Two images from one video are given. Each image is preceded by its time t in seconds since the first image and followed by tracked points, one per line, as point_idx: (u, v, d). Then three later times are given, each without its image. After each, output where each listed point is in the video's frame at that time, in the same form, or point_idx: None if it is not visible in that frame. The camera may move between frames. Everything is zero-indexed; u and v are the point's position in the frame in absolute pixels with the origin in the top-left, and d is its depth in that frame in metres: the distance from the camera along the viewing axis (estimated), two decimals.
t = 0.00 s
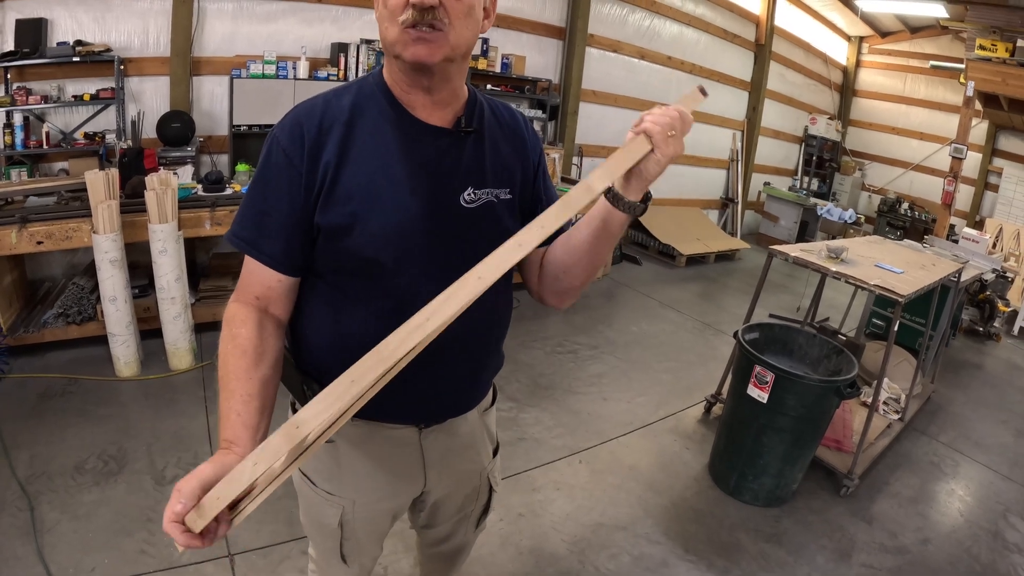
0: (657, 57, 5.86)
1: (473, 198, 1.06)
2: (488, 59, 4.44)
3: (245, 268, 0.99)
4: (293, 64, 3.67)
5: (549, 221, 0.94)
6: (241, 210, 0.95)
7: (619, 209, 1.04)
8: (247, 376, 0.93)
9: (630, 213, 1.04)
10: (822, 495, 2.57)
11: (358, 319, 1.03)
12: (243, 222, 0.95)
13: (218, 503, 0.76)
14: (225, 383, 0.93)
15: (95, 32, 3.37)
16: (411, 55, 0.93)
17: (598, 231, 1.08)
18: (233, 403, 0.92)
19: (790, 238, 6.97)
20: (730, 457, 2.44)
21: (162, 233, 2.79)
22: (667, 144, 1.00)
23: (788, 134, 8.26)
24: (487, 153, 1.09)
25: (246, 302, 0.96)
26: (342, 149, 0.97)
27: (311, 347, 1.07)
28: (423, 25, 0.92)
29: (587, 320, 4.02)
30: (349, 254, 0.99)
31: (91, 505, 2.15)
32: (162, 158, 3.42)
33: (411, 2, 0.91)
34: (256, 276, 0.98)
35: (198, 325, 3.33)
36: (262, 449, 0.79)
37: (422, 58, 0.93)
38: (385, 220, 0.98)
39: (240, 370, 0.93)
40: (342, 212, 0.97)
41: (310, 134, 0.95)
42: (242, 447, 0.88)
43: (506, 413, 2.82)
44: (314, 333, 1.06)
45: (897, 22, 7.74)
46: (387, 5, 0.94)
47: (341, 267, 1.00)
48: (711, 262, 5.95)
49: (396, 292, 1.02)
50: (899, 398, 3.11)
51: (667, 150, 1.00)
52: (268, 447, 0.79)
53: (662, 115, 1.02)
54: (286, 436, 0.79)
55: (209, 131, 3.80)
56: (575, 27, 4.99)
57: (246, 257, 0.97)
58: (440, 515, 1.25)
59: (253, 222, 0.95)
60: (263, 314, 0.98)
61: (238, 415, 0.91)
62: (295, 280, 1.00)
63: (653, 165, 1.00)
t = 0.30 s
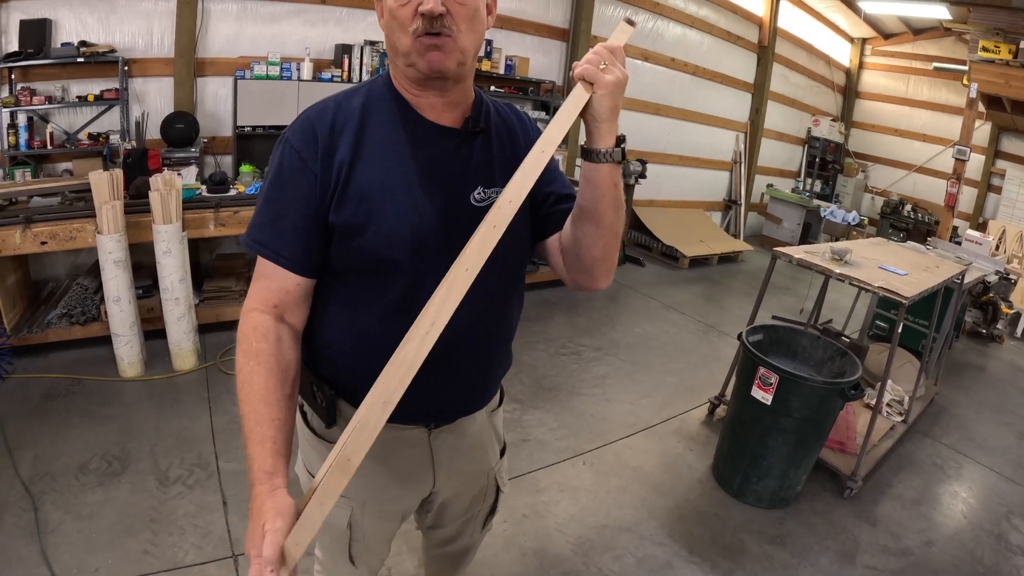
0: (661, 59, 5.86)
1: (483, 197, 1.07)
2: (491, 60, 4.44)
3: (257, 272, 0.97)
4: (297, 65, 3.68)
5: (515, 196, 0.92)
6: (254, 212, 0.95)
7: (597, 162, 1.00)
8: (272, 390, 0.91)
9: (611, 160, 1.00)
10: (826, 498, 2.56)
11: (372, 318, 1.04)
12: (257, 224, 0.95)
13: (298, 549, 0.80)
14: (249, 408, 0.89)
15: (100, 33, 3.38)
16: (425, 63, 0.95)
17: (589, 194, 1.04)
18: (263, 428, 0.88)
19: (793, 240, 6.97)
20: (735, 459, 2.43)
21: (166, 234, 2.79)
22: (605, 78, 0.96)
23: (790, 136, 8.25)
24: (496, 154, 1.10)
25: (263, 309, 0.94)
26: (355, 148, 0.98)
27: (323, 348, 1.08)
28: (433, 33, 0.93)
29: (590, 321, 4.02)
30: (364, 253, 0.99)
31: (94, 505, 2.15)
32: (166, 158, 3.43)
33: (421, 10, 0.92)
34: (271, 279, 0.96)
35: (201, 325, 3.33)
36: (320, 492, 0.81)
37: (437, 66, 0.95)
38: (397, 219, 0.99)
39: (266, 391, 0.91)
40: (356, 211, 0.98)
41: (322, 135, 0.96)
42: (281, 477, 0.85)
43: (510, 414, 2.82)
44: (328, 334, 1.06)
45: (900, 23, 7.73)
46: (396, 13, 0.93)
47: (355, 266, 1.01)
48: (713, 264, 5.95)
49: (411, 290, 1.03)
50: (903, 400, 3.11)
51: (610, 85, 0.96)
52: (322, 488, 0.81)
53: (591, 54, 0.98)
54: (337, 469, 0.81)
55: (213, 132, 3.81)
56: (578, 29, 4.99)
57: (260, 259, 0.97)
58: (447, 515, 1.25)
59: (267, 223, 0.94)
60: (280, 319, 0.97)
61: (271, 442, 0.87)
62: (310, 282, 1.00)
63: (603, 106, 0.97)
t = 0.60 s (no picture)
0: (664, 61, 5.87)
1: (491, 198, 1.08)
2: (495, 62, 4.44)
3: (267, 278, 0.98)
4: (302, 67, 3.71)
5: (511, 198, 0.83)
6: (263, 218, 0.96)
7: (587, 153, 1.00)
8: (287, 396, 0.93)
9: (598, 149, 1.00)
10: (829, 499, 2.56)
11: (381, 321, 1.05)
12: (267, 230, 0.95)
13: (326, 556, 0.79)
14: (266, 417, 0.91)
15: (104, 34, 3.39)
16: (428, 63, 0.95)
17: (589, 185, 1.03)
18: (279, 438, 0.90)
19: (796, 242, 6.97)
20: (738, 461, 2.43)
21: (171, 235, 2.80)
22: (583, 71, 0.93)
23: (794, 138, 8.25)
24: (502, 155, 1.11)
25: (275, 316, 0.95)
26: (363, 153, 0.99)
27: (333, 350, 1.09)
28: (435, 34, 0.93)
29: (594, 323, 4.02)
30: (374, 256, 1.00)
31: (99, 506, 2.16)
32: (171, 160, 3.44)
33: (422, 13, 0.92)
34: (282, 285, 0.97)
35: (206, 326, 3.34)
36: (345, 501, 0.76)
37: (438, 65, 0.95)
38: (407, 222, 1.00)
39: (282, 401, 0.92)
40: (365, 215, 0.98)
41: (330, 140, 0.97)
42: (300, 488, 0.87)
43: (514, 415, 2.83)
44: (338, 337, 1.07)
45: (903, 25, 7.73)
46: (398, 17, 0.95)
47: (365, 270, 1.02)
48: (717, 266, 5.96)
49: (421, 292, 1.04)
50: (906, 402, 3.11)
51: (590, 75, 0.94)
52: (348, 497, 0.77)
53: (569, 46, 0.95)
54: (359, 480, 0.76)
55: (218, 133, 3.82)
56: (582, 31, 5.00)
57: (271, 265, 0.97)
58: (455, 514, 1.26)
59: (275, 228, 0.95)
60: (292, 326, 0.98)
61: (288, 452, 0.89)
62: (321, 286, 1.01)
63: (583, 98, 0.95)
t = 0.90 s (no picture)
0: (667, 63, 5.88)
1: (495, 202, 1.08)
2: (499, 65, 4.44)
3: (272, 282, 1.01)
4: (306, 69, 3.72)
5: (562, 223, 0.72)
6: (265, 224, 0.98)
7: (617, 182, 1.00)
8: (287, 396, 0.97)
9: (630, 183, 0.99)
10: (833, 502, 2.56)
11: (383, 325, 1.06)
12: (269, 235, 0.98)
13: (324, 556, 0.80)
14: (267, 413, 0.96)
15: (109, 37, 3.41)
16: (429, 68, 0.95)
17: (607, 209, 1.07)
18: (279, 429, 0.95)
19: (799, 244, 6.97)
20: (742, 463, 2.44)
21: (177, 237, 2.81)
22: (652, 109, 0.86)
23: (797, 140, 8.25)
24: (506, 159, 1.11)
25: (275, 318, 0.99)
26: (364, 158, 0.99)
27: (336, 353, 1.10)
28: (437, 37, 0.94)
29: (597, 325, 4.03)
30: (377, 261, 1.01)
31: (105, 507, 2.16)
32: (175, 162, 3.45)
33: (425, 16, 0.93)
34: (284, 289, 1.00)
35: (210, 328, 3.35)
36: (362, 496, 0.76)
37: (440, 70, 0.95)
38: (408, 227, 1.01)
39: (282, 398, 0.96)
40: (366, 220, 0.99)
41: (332, 146, 0.98)
42: (298, 476, 0.92)
43: (519, 418, 2.83)
44: (340, 339, 1.09)
45: (906, 26, 7.73)
46: (401, 21, 0.96)
47: (368, 275, 1.03)
48: (721, 268, 5.96)
49: (426, 297, 1.05)
50: (910, 405, 3.11)
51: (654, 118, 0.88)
52: (366, 496, 0.76)
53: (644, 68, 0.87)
54: (378, 481, 0.74)
55: (223, 136, 3.82)
56: (585, 33, 5.01)
57: (273, 269, 1.00)
58: (460, 515, 1.26)
59: (278, 234, 0.97)
60: (295, 327, 1.02)
61: (288, 443, 0.94)
62: (323, 290, 1.03)
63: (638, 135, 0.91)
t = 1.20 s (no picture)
0: (669, 65, 5.88)
1: (495, 205, 1.09)
2: (501, 66, 4.44)
3: (270, 280, 1.02)
4: (308, 72, 3.73)
5: (569, 242, 0.87)
6: (265, 223, 0.99)
7: (624, 208, 1.07)
8: (275, 391, 0.99)
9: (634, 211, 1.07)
10: (834, 503, 2.56)
11: (381, 325, 1.07)
12: (268, 234, 0.99)
13: (290, 563, 0.90)
14: (254, 405, 0.98)
15: (112, 39, 3.42)
16: (425, 68, 0.96)
17: (605, 228, 1.12)
18: (262, 423, 0.97)
19: (801, 246, 6.96)
20: (743, 464, 2.44)
21: (178, 239, 2.81)
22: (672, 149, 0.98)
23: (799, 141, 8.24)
24: (505, 161, 1.12)
25: (268, 314, 1.01)
26: (364, 159, 1.00)
27: (333, 351, 1.11)
28: (433, 39, 0.94)
29: (599, 327, 4.03)
30: (376, 262, 1.02)
31: (106, 508, 2.17)
32: (178, 164, 3.46)
33: (421, 17, 0.94)
34: (280, 286, 1.01)
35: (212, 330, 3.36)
36: (340, 494, 0.87)
37: (435, 69, 0.96)
38: (407, 228, 1.01)
39: (268, 392, 0.99)
40: (366, 220, 0.99)
41: (331, 146, 0.99)
42: (270, 467, 0.94)
43: (520, 419, 2.83)
44: (337, 338, 1.09)
45: (908, 28, 7.72)
46: (399, 22, 0.96)
47: (366, 275, 1.03)
48: (722, 269, 5.95)
49: (424, 299, 1.06)
50: (912, 406, 3.10)
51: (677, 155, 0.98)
52: (345, 491, 0.88)
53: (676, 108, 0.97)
54: (359, 477, 0.86)
55: (225, 138, 3.83)
56: (587, 35, 5.01)
57: (272, 268, 1.01)
58: (459, 517, 1.26)
59: (276, 233, 0.98)
60: (287, 324, 1.02)
61: (268, 436, 0.96)
62: (320, 289, 1.04)
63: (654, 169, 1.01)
